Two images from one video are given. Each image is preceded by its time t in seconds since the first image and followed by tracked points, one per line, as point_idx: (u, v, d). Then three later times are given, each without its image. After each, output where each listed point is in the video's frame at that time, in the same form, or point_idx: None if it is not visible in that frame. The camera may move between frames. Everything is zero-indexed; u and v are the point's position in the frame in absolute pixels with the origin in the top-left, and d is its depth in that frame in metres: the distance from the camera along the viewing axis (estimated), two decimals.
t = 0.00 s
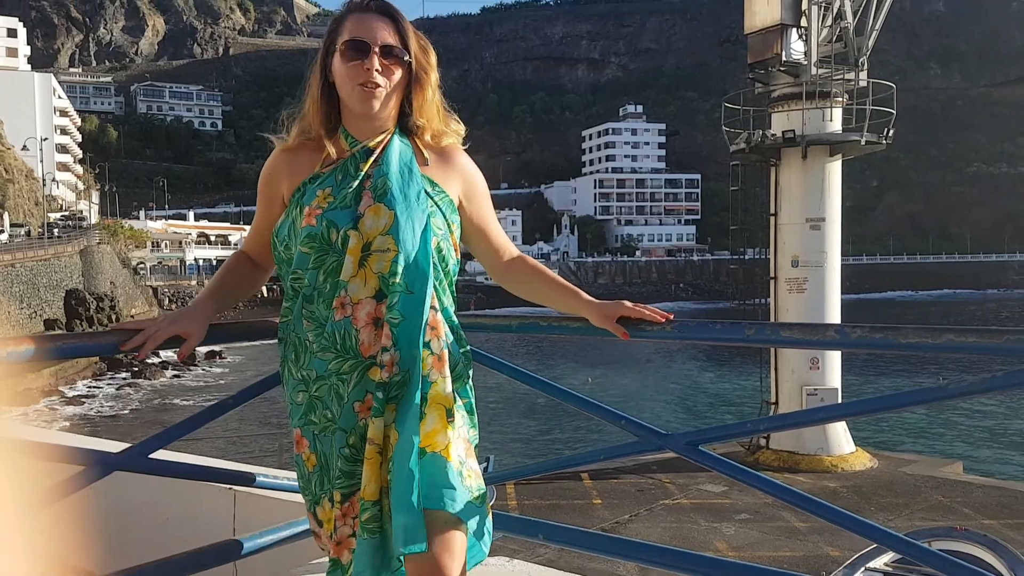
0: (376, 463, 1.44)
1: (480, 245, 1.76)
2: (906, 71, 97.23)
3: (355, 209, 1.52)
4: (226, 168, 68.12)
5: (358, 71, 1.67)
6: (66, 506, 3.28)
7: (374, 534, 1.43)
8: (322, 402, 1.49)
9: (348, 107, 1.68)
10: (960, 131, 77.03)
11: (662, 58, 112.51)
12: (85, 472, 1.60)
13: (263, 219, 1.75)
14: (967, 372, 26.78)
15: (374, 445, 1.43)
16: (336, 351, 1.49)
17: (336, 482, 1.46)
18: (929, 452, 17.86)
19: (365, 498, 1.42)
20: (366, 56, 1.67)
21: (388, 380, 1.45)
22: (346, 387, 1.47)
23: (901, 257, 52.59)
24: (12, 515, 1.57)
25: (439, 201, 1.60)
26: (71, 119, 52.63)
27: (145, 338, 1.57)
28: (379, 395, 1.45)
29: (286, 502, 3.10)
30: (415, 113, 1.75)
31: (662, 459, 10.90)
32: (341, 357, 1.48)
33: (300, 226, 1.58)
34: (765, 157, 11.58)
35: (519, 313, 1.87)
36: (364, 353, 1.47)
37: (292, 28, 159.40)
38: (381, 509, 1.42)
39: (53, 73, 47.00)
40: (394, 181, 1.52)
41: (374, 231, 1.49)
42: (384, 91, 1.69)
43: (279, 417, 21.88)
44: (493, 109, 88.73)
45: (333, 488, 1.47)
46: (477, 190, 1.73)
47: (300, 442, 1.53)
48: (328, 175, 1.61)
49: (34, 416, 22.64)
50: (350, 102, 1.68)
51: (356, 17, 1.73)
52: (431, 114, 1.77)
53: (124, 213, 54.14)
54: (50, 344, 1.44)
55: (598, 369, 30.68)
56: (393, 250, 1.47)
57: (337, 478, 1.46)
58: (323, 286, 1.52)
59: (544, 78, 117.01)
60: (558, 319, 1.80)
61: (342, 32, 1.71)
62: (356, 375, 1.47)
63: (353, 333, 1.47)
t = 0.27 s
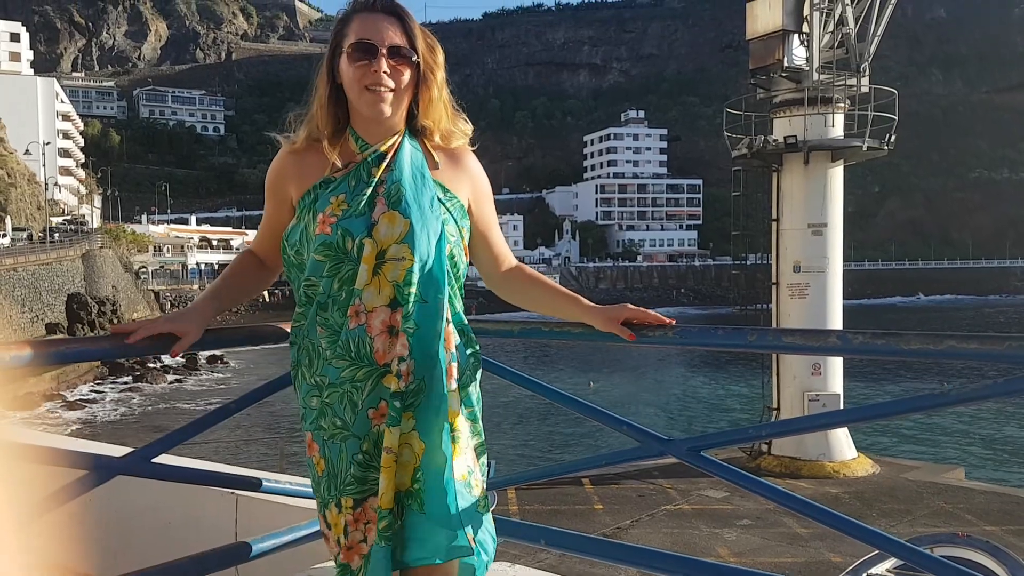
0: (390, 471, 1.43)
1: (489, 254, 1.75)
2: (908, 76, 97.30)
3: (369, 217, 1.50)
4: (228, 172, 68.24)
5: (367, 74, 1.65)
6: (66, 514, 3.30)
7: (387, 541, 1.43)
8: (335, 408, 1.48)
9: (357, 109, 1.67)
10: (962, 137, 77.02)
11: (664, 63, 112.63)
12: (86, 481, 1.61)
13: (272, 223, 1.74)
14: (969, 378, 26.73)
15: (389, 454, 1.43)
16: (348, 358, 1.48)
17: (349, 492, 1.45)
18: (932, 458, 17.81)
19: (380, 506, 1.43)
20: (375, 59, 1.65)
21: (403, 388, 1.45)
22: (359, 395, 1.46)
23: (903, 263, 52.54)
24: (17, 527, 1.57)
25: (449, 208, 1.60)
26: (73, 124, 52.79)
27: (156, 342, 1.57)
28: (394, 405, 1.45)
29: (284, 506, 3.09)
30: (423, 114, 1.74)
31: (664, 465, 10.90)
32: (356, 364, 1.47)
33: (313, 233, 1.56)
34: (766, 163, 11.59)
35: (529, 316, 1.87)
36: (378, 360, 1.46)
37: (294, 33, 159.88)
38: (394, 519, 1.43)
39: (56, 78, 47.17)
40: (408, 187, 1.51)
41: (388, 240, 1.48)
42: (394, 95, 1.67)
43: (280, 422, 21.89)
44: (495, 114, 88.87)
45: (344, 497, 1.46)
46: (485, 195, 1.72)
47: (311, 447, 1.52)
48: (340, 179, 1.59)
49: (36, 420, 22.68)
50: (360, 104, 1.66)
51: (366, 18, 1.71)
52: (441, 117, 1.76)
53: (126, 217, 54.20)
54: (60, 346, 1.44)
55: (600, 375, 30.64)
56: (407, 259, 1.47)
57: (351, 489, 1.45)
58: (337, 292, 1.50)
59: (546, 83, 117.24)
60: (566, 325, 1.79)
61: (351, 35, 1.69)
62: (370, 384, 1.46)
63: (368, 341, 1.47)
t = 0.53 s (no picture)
0: (405, 475, 1.44)
1: (502, 255, 1.76)
2: (910, 80, 97.26)
3: (388, 219, 1.51)
4: (229, 175, 68.26)
5: (384, 77, 1.66)
6: (67, 516, 3.30)
7: (401, 545, 1.43)
8: (350, 411, 1.48)
9: (377, 109, 1.67)
10: (963, 141, 77.03)
11: (665, 66, 112.67)
12: (88, 483, 1.60)
13: (285, 224, 1.75)
14: (969, 382, 26.73)
15: (404, 457, 1.44)
16: (362, 361, 1.48)
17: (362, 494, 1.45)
18: (932, 462, 17.81)
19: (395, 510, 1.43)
20: (389, 61, 1.66)
21: (422, 392, 1.46)
22: (374, 396, 1.46)
23: (904, 266, 52.50)
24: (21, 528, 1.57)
25: (468, 209, 1.60)
26: (75, 126, 52.89)
27: (169, 344, 1.58)
28: (410, 408, 1.45)
29: (287, 507, 3.09)
30: (442, 115, 1.74)
31: (665, 467, 10.89)
32: (370, 367, 1.47)
33: (332, 233, 1.54)
34: (767, 166, 11.60)
35: (539, 320, 1.87)
36: (394, 361, 1.46)
37: (296, 36, 160.19)
38: (407, 523, 1.44)
39: (57, 80, 47.30)
40: (427, 189, 1.51)
41: (408, 241, 1.48)
42: (409, 95, 1.67)
43: (281, 424, 21.90)
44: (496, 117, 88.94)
45: (359, 500, 1.46)
46: (500, 197, 1.72)
47: (326, 446, 1.52)
48: (353, 179, 1.58)
49: (35, 421, 22.68)
50: (378, 107, 1.66)
51: (383, 18, 1.71)
52: (461, 115, 1.76)
53: (127, 219, 54.20)
54: (71, 349, 1.45)
55: (601, 378, 30.60)
56: (427, 262, 1.47)
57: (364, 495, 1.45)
58: (356, 292, 1.50)
59: (547, 86, 117.41)
60: (577, 328, 1.79)
61: (367, 37, 1.70)
62: (385, 385, 1.47)
63: (385, 342, 1.46)
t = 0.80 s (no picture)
0: (424, 475, 1.45)
1: (519, 254, 1.77)
2: (908, 80, 97.34)
3: (410, 219, 1.52)
4: (228, 176, 68.28)
5: (405, 81, 1.67)
6: (69, 515, 3.33)
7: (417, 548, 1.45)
8: (365, 411, 1.49)
9: (402, 110, 1.68)
10: (962, 141, 77.09)
11: (663, 68, 112.80)
12: (94, 481, 1.62)
13: (303, 222, 1.75)
14: (969, 383, 26.73)
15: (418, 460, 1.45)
16: (381, 361, 1.49)
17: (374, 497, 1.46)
18: (932, 463, 17.80)
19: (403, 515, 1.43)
20: (410, 62, 1.67)
21: (442, 394, 1.48)
22: (390, 398, 1.48)
23: (903, 267, 52.52)
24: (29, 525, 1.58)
25: (489, 209, 1.61)
26: (73, 128, 52.85)
27: (180, 344, 1.59)
28: (429, 409, 1.47)
29: (283, 510, 3.08)
30: (465, 117, 1.75)
31: (664, 468, 10.88)
32: (388, 366, 1.49)
33: (353, 232, 1.55)
34: (767, 167, 11.61)
35: (551, 322, 1.88)
36: (411, 365, 1.48)
37: (295, 37, 160.15)
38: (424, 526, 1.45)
39: (56, 82, 47.28)
40: (448, 192, 1.53)
41: (428, 242, 1.49)
42: (428, 99, 1.68)
43: (280, 426, 21.89)
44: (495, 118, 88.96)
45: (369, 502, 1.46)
46: (521, 196, 1.73)
47: (341, 445, 1.54)
48: (373, 180, 1.58)
49: (33, 423, 22.66)
50: (400, 110, 1.67)
51: (404, 22, 1.73)
52: (483, 115, 1.77)
53: (126, 221, 54.19)
54: (86, 350, 1.47)
55: (600, 379, 30.58)
56: (447, 263, 1.48)
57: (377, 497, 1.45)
58: (376, 293, 1.51)
59: (546, 87, 117.41)
60: (588, 331, 1.81)
61: (391, 38, 1.71)
62: (401, 387, 1.48)
63: (402, 344, 1.48)
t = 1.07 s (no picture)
0: (431, 489, 1.44)
1: (527, 267, 1.77)
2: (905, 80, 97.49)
3: (429, 230, 1.52)
4: (226, 177, 68.12)
5: (424, 94, 1.68)
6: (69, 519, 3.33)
7: (433, 557, 1.45)
8: (371, 418, 1.50)
9: (424, 120, 1.68)
10: (959, 141, 77.19)
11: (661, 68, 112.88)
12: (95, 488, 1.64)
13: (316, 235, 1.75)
14: (966, 382, 26.76)
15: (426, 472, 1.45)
16: (392, 370, 1.49)
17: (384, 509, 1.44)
18: (930, 463, 17.82)
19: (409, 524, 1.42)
20: (430, 75, 1.68)
21: (458, 410, 1.48)
22: (399, 407, 1.48)
23: (901, 266, 52.59)
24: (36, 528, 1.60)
25: (505, 223, 1.62)
26: (71, 129, 52.76)
27: (180, 355, 1.58)
28: (438, 424, 1.47)
29: (282, 511, 3.13)
30: (482, 127, 1.75)
31: (663, 469, 10.87)
32: (399, 377, 1.48)
33: (372, 242, 1.55)
34: (764, 167, 11.61)
35: (559, 333, 1.87)
36: (424, 376, 1.49)
37: (292, 38, 160.11)
38: (437, 531, 1.45)
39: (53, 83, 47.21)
40: (467, 204, 1.53)
41: (448, 253, 1.50)
42: (447, 110, 1.68)
43: (279, 428, 21.88)
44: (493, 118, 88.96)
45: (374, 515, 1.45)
46: (536, 209, 1.75)
47: (346, 454, 1.54)
48: (392, 189, 1.59)
49: (31, 425, 22.63)
50: (419, 121, 1.68)
51: (427, 32, 1.73)
52: (508, 131, 1.77)
53: (123, 222, 54.04)
54: (99, 359, 1.47)
55: (598, 380, 30.57)
56: (465, 276, 1.50)
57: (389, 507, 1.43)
58: (393, 303, 1.51)
59: (543, 88, 117.50)
60: (596, 339, 1.82)
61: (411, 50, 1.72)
62: (413, 396, 1.48)
63: (415, 353, 1.49)
